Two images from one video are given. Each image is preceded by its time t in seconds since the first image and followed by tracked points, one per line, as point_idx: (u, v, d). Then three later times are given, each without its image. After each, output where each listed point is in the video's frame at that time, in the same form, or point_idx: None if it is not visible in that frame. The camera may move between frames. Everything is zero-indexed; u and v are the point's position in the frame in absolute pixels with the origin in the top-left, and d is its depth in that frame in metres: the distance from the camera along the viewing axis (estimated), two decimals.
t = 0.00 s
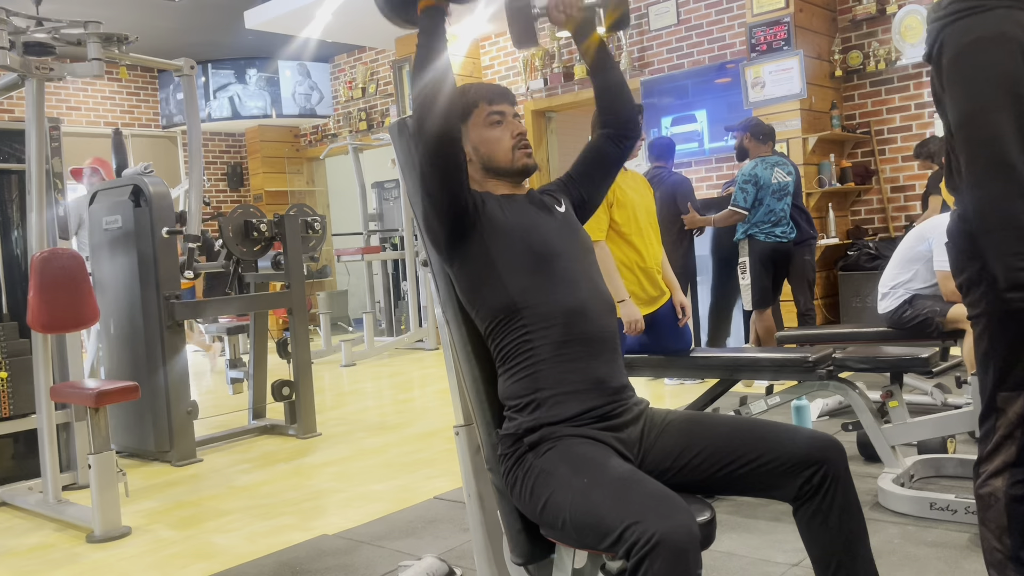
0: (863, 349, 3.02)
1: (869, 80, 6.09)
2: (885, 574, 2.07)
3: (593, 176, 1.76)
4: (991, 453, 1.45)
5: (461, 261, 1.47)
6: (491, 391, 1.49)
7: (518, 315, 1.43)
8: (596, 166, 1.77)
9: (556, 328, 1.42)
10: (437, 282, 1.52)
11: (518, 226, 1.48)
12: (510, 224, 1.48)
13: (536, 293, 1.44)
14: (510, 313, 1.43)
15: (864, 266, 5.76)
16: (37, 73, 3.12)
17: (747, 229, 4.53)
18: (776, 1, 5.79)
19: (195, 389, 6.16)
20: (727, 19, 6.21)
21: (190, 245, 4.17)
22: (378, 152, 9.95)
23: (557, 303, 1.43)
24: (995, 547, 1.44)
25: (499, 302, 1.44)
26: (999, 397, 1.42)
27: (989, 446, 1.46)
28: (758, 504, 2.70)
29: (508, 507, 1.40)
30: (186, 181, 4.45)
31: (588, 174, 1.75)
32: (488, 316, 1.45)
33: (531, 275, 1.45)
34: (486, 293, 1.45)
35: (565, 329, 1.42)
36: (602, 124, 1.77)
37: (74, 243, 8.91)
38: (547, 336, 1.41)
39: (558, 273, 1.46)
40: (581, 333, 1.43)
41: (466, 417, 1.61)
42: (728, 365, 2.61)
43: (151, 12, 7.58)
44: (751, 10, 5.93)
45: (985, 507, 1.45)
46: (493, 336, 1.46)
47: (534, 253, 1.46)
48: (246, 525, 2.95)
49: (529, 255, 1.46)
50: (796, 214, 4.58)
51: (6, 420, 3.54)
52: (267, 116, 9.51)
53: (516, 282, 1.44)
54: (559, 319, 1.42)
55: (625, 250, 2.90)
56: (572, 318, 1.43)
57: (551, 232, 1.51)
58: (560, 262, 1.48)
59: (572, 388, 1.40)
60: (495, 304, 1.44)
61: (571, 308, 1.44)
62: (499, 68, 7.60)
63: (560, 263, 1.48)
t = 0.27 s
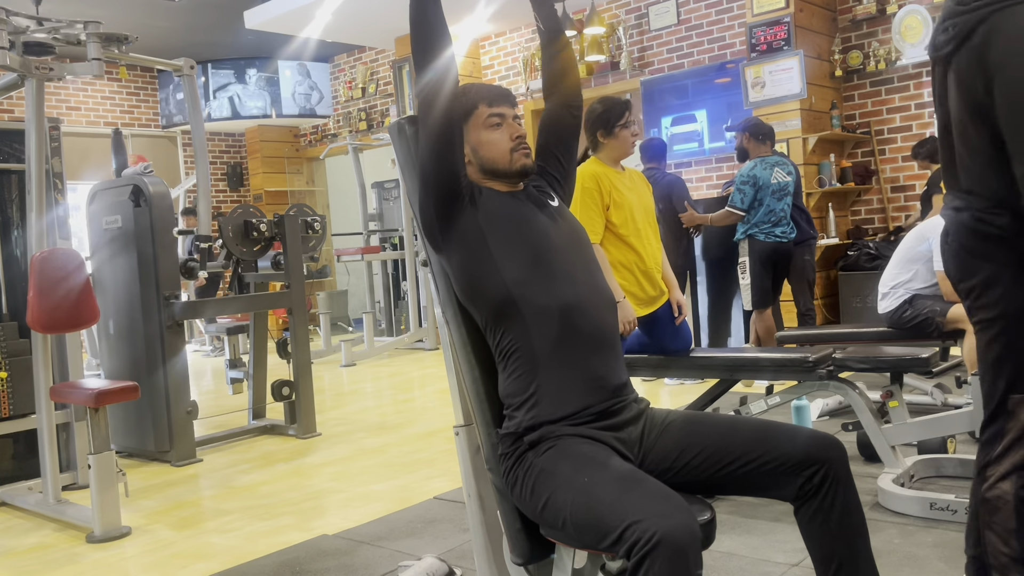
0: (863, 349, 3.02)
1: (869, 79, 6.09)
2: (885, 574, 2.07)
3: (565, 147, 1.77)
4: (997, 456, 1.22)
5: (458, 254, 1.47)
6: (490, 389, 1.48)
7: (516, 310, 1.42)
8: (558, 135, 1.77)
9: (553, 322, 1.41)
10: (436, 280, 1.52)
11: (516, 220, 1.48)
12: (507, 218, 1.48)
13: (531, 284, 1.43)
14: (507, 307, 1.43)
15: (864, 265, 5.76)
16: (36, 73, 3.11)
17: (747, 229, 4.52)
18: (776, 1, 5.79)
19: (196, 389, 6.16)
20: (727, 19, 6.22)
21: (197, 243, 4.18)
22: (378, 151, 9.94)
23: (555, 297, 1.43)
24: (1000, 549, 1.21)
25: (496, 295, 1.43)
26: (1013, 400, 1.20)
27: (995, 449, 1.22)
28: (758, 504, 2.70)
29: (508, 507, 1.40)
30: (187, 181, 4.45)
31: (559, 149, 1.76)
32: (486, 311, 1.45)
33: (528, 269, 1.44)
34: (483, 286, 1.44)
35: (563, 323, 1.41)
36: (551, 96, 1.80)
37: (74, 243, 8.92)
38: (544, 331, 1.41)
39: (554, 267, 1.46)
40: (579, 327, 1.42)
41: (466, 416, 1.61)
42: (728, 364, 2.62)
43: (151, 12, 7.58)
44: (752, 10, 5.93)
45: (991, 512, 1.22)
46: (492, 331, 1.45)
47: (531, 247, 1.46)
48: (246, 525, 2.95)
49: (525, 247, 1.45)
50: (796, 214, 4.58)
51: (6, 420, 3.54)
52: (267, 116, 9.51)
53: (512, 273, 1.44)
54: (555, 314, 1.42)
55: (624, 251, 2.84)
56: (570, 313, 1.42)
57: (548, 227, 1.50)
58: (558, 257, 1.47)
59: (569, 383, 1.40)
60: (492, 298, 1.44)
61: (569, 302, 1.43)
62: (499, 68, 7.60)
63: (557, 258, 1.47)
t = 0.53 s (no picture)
0: (863, 349, 3.02)
1: (869, 80, 6.09)
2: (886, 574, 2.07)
3: (571, 149, 1.77)
4: (1010, 455, 1.37)
5: (457, 253, 1.47)
6: (490, 389, 1.49)
7: (516, 308, 1.42)
8: (564, 135, 1.77)
9: (552, 320, 1.41)
10: (436, 281, 1.52)
11: (514, 219, 1.48)
12: (506, 217, 1.48)
13: (529, 281, 1.43)
14: (506, 305, 1.43)
15: (864, 266, 5.77)
16: (37, 73, 3.12)
17: (746, 229, 4.53)
18: (776, 1, 5.80)
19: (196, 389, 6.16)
20: (727, 19, 6.22)
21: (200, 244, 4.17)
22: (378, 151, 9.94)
23: (555, 295, 1.43)
24: (1006, 551, 1.38)
25: (495, 292, 1.43)
26: None
27: (1006, 449, 1.38)
28: (757, 504, 2.70)
29: (508, 507, 1.40)
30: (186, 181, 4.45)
31: (566, 151, 1.76)
32: (485, 309, 1.45)
33: (528, 267, 1.44)
34: (481, 285, 1.44)
35: (562, 322, 1.41)
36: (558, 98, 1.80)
37: (74, 244, 8.92)
38: (544, 330, 1.41)
39: (554, 264, 1.46)
40: (579, 326, 1.42)
41: (466, 416, 1.61)
42: (729, 365, 2.62)
43: (151, 12, 7.58)
44: (751, 10, 5.94)
45: (1002, 512, 1.38)
46: (491, 330, 1.46)
47: (529, 245, 1.46)
48: (246, 525, 2.95)
49: (523, 246, 1.45)
50: (796, 214, 4.58)
51: (6, 420, 3.54)
52: (267, 116, 9.51)
53: (510, 271, 1.44)
54: (554, 312, 1.41)
55: (624, 251, 2.84)
56: (569, 311, 1.42)
57: (548, 226, 1.50)
58: (556, 254, 1.47)
59: (568, 382, 1.40)
60: (491, 296, 1.44)
61: (568, 301, 1.43)
62: (499, 68, 7.60)
63: (556, 256, 1.47)
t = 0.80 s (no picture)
0: (863, 349, 3.02)
1: (869, 80, 6.09)
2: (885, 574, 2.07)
3: (611, 185, 1.74)
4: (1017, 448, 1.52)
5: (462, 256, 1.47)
6: (490, 389, 1.49)
7: (518, 308, 1.42)
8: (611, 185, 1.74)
9: (556, 321, 1.41)
10: (437, 282, 1.52)
11: (518, 220, 1.48)
12: (510, 219, 1.48)
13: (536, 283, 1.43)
14: (511, 306, 1.43)
15: (864, 266, 5.77)
16: (37, 73, 3.12)
17: (746, 229, 4.53)
18: (776, 1, 5.80)
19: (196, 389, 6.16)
20: (727, 19, 6.22)
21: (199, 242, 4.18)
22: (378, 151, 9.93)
23: (557, 294, 1.43)
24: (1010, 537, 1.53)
25: (499, 294, 1.44)
26: None
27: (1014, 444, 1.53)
28: (757, 504, 2.70)
29: (508, 506, 1.40)
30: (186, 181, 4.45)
31: (606, 188, 1.73)
32: (489, 312, 1.45)
33: (532, 268, 1.44)
34: (486, 286, 1.44)
35: (565, 322, 1.41)
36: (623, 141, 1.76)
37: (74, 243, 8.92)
38: (547, 330, 1.41)
39: (558, 265, 1.46)
40: (582, 326, 1.43)
41: (466, 416, 1.61)
42: (728, 365, 2.61)
43: (151, 12, 7.58)
44: (751, 10, 5.94)
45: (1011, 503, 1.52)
46: (495, 332, 1.46)
47: (533, 245, 1.46)
48: (246, 525, 2.95)
49: (529, 248, 1.45)
50: (795, 214, 4.59)
51: (6, 420, 3.54)
52: (267, 116, 9.51)
53: (515, 273, 1.44)
54: (559, 312, 1.42)
55: (623, 251, 2.85)
56: (571, 310, 1.42)
57: (551, 226, 1.51)
58: (560, 254, 1.47)
59: (571, 383, 1.40)
60: (495, 298, 1.44)
61: (570, 299, 1.43)
62: (499, 68, 7.60)
63: (560, 256, 1.47)
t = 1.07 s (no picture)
0: (863, 349, 3.02)
1: (869, 80, 6.09)
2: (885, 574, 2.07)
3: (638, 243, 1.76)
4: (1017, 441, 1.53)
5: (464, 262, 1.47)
6: (491, 390, 1.49)
7: (520, 314, 1.42)
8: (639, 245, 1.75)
9: (558, 324, 1.42)
10: (438, 284, 1.52)
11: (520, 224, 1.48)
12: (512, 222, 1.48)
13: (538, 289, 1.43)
14: (513, 310, 1.43)
15: (864, 265, 5.77)
16: (37, 73, 3.11)
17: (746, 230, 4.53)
18: (776, 1, 5.79)
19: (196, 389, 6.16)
20: (727, 19, 6.22)
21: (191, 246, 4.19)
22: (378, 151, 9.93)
23: (559, 297, 1.43)
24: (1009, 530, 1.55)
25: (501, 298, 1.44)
26: None
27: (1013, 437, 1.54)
28: (757, 504, 2.70)
29: (508, 506, 1.40)
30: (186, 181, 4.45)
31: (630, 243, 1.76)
32: (491, 316, 1.45)
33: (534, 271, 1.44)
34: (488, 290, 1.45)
35: (567, 325, 1.42)
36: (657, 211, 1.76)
37: (74, 244, 8.92)
38: (549, 334, 1.41)
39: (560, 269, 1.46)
40: (583, 328, 1.43)
41: (466, 416, 1.61)
42: (728, 365, 2.61)
43: (151, 12, 7.58)
44: (751, 10, 5.94)
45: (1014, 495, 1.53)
46: (497, 335, 1.46)
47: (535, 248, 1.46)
48: (246, 525, 2.95)
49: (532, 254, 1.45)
50: (795, 212, 4.58)
51: (6, 420, 3.54)
52: (267, 116, 9.52)
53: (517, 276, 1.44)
54: (561, 315, 1.42)
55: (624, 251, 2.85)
56: (573, 313, 1.43)
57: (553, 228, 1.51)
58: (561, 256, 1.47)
59: (573, 385, 1.40)
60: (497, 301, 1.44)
61: (572, 303, 1.43)
62: (499, 68, 7.60)
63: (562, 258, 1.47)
